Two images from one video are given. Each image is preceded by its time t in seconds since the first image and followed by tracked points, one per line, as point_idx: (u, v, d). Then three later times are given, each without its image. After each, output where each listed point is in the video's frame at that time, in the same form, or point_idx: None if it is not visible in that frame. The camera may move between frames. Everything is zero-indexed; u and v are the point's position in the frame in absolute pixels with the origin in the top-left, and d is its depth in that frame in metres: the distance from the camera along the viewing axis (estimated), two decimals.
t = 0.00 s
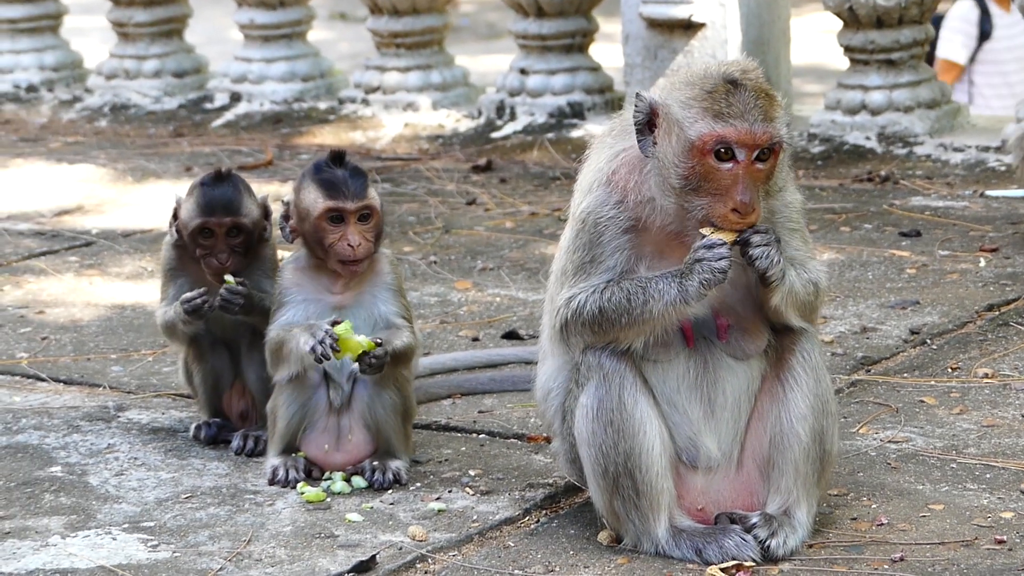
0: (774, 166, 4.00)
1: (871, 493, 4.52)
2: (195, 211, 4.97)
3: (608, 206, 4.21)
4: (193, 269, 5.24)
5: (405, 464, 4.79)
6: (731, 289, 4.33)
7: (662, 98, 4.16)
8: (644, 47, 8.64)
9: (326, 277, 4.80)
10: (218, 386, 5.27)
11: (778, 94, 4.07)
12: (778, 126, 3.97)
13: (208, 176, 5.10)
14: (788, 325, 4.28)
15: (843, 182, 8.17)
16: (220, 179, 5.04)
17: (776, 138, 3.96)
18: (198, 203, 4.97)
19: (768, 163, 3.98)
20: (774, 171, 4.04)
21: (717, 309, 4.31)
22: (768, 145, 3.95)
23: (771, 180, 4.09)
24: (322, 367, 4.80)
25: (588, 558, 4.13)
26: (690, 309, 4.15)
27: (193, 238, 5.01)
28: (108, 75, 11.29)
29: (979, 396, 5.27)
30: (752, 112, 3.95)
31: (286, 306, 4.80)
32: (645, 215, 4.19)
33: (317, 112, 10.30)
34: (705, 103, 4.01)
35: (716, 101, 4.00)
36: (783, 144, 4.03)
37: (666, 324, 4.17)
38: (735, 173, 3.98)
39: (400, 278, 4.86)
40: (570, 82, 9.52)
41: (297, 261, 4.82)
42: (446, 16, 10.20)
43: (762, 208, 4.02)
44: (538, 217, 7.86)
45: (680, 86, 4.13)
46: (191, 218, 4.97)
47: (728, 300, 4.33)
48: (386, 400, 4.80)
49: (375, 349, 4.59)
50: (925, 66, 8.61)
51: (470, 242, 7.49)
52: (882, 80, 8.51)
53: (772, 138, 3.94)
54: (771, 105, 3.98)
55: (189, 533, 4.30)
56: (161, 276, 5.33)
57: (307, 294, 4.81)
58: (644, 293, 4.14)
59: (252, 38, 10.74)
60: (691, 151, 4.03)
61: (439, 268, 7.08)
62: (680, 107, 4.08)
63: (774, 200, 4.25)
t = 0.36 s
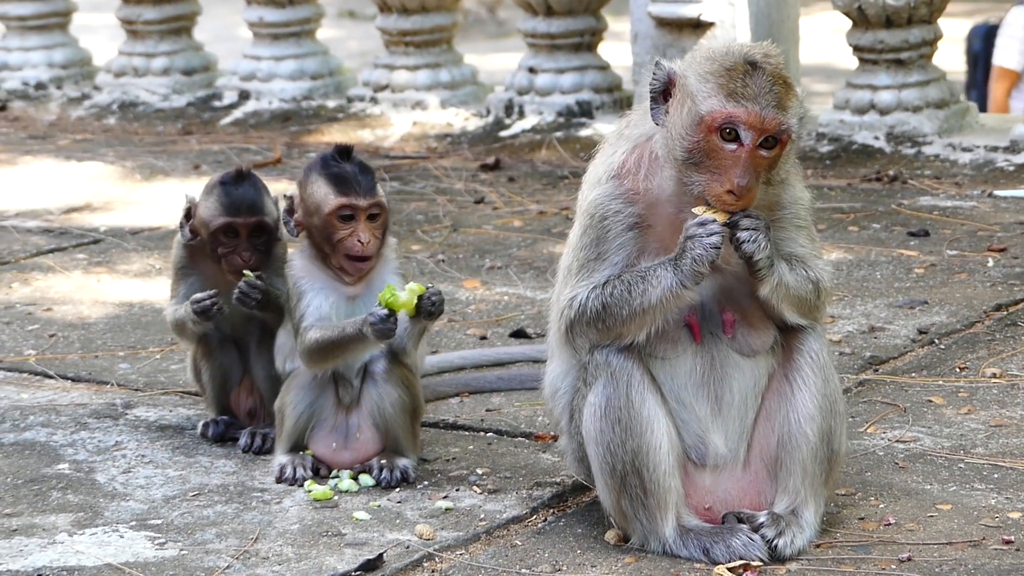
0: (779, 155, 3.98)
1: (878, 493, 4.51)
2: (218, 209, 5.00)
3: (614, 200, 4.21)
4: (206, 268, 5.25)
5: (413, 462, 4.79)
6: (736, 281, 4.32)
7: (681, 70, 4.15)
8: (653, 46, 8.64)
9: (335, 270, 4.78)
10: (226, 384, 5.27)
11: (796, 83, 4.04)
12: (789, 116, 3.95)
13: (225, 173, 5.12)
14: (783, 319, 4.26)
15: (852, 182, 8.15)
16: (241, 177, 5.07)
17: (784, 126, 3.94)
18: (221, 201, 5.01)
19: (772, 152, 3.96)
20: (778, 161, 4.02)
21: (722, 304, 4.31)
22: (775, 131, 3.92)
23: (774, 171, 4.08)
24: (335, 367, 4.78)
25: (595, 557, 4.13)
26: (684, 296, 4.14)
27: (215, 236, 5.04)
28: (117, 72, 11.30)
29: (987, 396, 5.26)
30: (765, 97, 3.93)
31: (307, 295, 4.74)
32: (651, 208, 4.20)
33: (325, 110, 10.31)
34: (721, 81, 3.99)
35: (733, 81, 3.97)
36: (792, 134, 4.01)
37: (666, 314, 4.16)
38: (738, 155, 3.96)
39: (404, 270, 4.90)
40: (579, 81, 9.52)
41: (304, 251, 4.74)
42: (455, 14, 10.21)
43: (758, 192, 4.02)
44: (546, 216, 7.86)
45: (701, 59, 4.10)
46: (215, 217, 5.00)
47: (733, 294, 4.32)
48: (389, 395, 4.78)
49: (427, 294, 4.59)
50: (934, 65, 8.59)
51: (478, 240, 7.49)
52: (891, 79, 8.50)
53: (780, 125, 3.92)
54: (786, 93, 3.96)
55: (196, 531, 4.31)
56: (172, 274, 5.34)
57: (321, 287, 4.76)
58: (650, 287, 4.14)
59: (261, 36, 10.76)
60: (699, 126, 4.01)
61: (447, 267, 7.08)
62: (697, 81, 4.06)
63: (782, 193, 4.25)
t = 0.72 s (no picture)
0: (772, 149, 3.98)
1: (880, 497, 4.51)
2: (215, 202, 5.02)
3: (613, 197, 4.24)
4: (206, 269, 5.24)
5: (415, 465, 4.79)
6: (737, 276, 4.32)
7: (686, 55, 4.14)
8: (657, 48, 8.63)
9: (336, 260, 4.80)
10: (229, 387, 5.28)
11: (797, 78, 4.03)
12: (784, 110, 3.93)
13: (221, 169, 5.15)
14: (780, 316, 4.25)
15: (855, 186, 8.15)
16: (236, 170, 5.09)
17: (778, 123, 3.92)
18: (218, 194, 5.03)
19: (764, 145, 3.95)
20: (772, 155, 4.01)
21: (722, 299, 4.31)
22: (769, 127, 3.92)
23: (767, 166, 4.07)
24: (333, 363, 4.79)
25: (597, 561, 4.13)
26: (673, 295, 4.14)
27: (213, 230, 5.04)
28: (121, 73, 11.32)
29: (989, 401, 5.26)
30: (762, 89, 3.91)
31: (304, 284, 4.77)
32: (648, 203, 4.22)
33: (329, 112, 10.32)
34: (721, 69, 3.97)
35: (733, 70, 3.95)
36: (788, 130, 3.99)
37: (658, 314, 4.15)
38: (729, 144, 3.96)
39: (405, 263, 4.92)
40: (583, 83, 9.52)
41: (305, 243, 4.80)
42: (459, 17, 10.22)
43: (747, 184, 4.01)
44: (550, 218, 7.86)
45: (706, 47, 4.09)
46: (213, 210, 5.02)
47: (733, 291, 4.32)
48: (394, 397, 4.79)
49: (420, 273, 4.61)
50: (938, 69, 8.59)
51: (482, 243, 7.49)
52: (895, 83, 8.49)
53: (773, 119, 3.91)
54: (784, 88, 3.94)
55: (198, 533, 4.31)
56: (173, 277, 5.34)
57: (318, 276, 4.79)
58: (648, 285, 4.14)
59: (265, 38, 10.77)
60: (695, 113, 4.00)
61: (450, 269, 7.08)
62: (699, 67, 4.04)
63: (785, 192, 4.25)
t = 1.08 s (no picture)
0: (767, 168, 4.02)
1: (878, 502, 4.52)
2: (207, 198, 5.05)
3: (609, 207, 4.23)
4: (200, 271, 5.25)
5: (413, 468, 4.80)
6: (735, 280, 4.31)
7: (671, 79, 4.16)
8: (656, 53, 8.63)
9: (338, 279, 4.79)
10: (228, 389, 5.28)
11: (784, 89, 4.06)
12: (775, 130, 3.98)
13: (211, 167, 5.18)
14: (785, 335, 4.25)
15: (854, 191, 8.15)
16: (227, 168, 5.13)
17: (771, 143, 3.97)
18: (210, 190, 5.06)
19: (760, 165, 4.00)
20: (766, 171, 4.05)
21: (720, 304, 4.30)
22: (763, 150, 3.97)
23: (766, 181, 4.09)
24: (334, 374, 4.80)
25: (594, 565, 4.13)
26: (648, 335, 4.10)
27: (206, 227, 5.07)
28: (120, 76, 11.32)
29: (987, 406, 5.26)
30: (753, 111, 3.94)
31: (305, 302, 4.77)
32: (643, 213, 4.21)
33: (328, 116, 10.32)
34: (709, 93, 4.00)
35: (720, 94, 3.98)
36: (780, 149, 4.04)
37: (641, 344, 4.12)
38: (725, 168, 4.00)
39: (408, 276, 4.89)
40: (582, 88, 9.54)
41: (306, 260, 4.79)
42: (458, 21, 10.23)
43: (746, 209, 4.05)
44: (548, 223, 7.87)
45: (691, 69, 4.11)
46: (205, 206, 5.05)
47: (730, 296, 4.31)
48: (394, 403, 4.81)
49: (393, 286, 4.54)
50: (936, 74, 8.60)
51: (480, 247, 7.50)
52: (894, 89, 8.50)
53: (767, 141, 3.95)
54: (773, 104, 3.98)
55: (196, 536, 4.31)
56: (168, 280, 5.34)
57: (319, 294, 4.79)
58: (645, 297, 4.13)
59: (264, 41, 10.78)
60: (687, 140, 4.03)
61: (449, 273, 7.09)
62: (686, 91, 4.07)
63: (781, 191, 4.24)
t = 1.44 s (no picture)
0: (767, 182, 4.01)
1: (877, 504, 4.51)
2: (199, 186, 5.10)
3: (610, 215, 4.23)
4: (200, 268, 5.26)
5: (413, 470, 4.79)
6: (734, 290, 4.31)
7: (668, 97, 4.14)
8: (656, 56, 8.62)
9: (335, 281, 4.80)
10: (227, 391, 5.28)
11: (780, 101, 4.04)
12: (773, 143, 3.95)
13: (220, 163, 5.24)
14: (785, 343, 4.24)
15: (853, 194, 8.16)
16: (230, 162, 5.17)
17: (772, 157, 3.95)
18: (205, 179, 5.11)
19: (760, 180, 3.99)
20: (767, 184, 4.03)
21: (722, 313, 4.30)
22: (763, 165, 3.94)
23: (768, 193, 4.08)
24: (332, 374, 4.84)
25: (594, 567, 4.12)
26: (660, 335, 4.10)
27: (195, 213, 5.10)
28: (119, 78, 11.33)
29: (986, 409, 5.26)
30: (749, 127, 3.93)
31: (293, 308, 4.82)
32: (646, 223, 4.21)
33: (327, 117, 10.32)
34: (704, 111, 3.98)
35: (716, 110, 3.97)
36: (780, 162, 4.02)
37: (648, 344, 4.12)
38: (726, 186, 3.99)
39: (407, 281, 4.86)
40: (581, 90, 9.54)
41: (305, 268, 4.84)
42: (458, 23, 10.23)
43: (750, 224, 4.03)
44: (548, 225, 7.87)
45: (685, 87, 4.10)
46: (195, 193, 5.09)
47: (733, 303, 4.31)
48: (394, 403, 4.81)
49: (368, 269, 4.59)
50: (936, 77, 8.60)
51: (479, 249, 7.50)
52: (894, 92, 8.50)
53: (766, 157, 3.93)
54: (770, 117, 3.96)
55: (195, 537, 4.31)
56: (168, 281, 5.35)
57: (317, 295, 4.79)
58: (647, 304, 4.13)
59: (264, 43, 10.78)
60: (686, 160, 4.02)
61: (449, 275, 7.09)
62: (682, 110, 4.05)
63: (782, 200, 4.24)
